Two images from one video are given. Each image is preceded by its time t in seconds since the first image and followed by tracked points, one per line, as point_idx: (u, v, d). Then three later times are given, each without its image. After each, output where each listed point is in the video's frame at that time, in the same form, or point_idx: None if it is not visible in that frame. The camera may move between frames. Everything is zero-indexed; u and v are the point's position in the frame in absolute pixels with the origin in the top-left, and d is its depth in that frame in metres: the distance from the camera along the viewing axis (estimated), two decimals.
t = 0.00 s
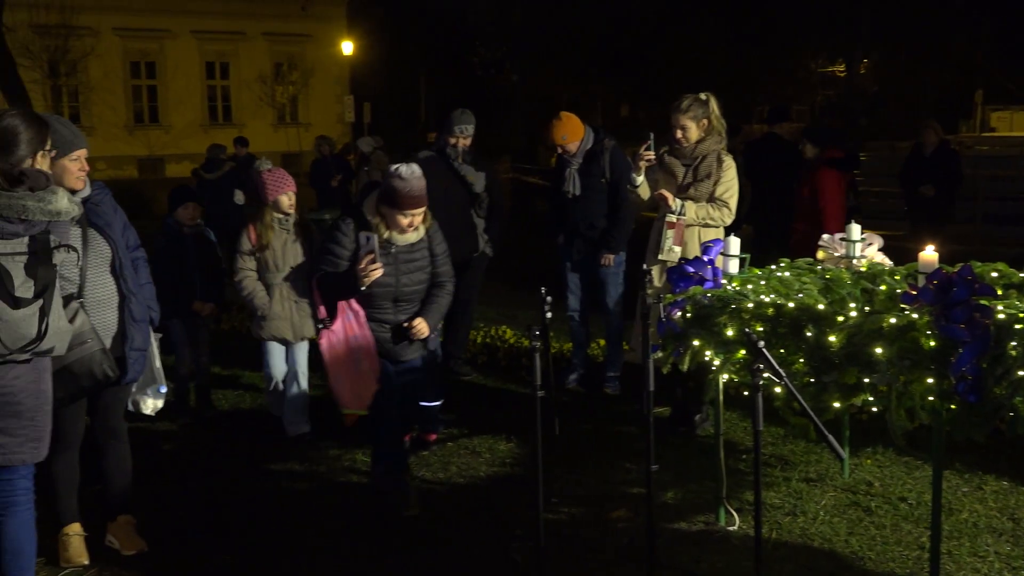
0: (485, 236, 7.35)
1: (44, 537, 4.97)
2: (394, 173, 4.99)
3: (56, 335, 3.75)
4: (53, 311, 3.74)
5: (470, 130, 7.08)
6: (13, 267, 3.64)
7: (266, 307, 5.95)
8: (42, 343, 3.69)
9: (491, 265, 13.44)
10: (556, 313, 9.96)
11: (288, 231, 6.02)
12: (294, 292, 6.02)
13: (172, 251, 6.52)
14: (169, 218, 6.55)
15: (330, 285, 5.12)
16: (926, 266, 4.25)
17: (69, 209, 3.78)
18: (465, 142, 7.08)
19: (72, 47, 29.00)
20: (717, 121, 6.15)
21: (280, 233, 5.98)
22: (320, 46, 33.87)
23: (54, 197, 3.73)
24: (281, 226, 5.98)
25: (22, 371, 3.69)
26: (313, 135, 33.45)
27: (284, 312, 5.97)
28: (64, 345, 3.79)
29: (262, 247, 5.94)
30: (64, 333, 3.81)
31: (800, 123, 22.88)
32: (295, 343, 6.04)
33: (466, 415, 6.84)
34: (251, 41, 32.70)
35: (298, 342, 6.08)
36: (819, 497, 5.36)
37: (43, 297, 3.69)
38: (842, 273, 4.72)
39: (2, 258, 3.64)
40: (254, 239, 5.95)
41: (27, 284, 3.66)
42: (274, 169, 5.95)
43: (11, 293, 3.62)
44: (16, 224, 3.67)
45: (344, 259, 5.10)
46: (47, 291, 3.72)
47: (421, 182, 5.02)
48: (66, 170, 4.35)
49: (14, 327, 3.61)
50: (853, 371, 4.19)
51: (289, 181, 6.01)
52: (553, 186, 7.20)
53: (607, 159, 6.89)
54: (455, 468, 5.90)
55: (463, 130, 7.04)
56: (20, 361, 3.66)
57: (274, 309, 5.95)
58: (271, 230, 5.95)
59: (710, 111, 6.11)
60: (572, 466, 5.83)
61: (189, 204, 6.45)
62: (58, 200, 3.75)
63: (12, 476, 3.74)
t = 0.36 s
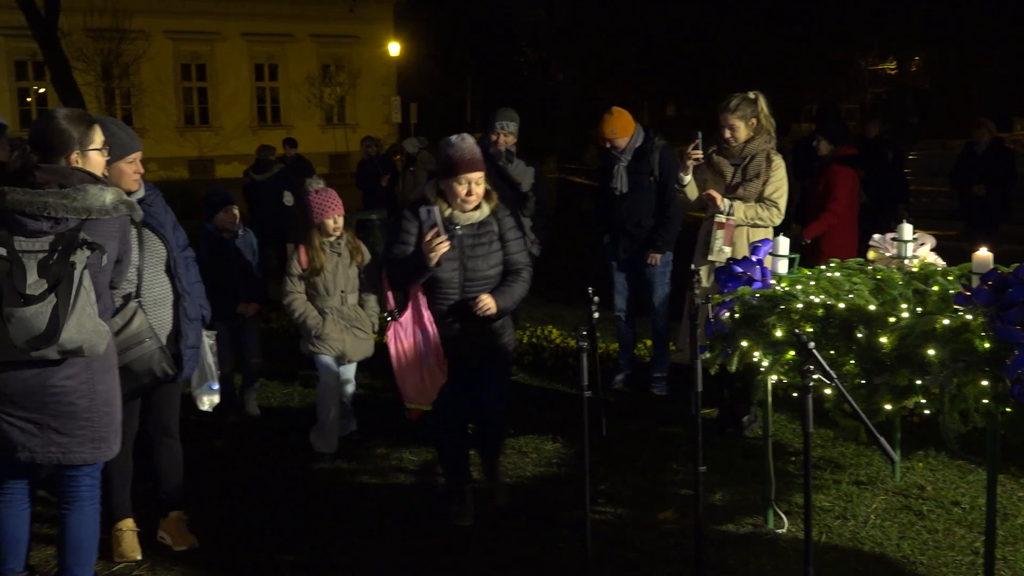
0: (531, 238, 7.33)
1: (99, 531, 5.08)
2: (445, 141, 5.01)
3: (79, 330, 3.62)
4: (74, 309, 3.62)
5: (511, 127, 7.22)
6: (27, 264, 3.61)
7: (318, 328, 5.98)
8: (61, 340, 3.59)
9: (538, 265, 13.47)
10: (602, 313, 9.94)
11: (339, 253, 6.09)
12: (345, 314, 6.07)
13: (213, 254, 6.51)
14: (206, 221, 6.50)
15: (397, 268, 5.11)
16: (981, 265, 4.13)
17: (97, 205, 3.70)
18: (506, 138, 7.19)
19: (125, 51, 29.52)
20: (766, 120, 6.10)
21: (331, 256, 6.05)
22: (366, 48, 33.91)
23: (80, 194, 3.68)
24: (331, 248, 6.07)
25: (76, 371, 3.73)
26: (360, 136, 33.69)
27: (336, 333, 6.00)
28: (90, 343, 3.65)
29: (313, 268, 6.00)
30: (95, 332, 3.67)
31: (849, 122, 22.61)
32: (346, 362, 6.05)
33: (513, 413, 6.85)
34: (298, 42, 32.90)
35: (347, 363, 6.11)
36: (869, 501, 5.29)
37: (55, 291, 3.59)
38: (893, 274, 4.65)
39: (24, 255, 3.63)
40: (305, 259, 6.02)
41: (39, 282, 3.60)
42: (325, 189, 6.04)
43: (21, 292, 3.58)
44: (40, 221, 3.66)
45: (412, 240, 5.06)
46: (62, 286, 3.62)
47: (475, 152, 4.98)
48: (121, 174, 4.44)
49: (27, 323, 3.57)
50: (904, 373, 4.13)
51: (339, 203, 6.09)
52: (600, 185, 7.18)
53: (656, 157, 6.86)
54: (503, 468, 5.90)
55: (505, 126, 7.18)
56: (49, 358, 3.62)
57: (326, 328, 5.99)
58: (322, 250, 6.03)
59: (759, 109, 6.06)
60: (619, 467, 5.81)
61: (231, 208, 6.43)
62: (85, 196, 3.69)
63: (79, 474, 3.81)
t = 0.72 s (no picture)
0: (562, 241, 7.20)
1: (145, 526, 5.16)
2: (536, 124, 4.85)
3: (108, 337, 3.65)
4: (104, 316, 3.65)
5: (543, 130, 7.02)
6: (59, 270, 3.68)
7: (350, 334, 6.03)
8: (89, 345, 3.63)
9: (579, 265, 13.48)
10: (643, 313, 9.91)
11: (375, 257, 6.10)
12: (379, 321, 6.07)
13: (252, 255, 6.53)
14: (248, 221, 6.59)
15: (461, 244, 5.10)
16: None
17: (133, 211, 3.74)
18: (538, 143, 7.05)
19: (170, 52, 29.95)
20: (809, 118, 6.08)
21: (367, 260, 6.08)
22: (407, 47, 34.04)
23: (114, 200, 3.71)
24: (368, 252, 6.09)
25: (119, 374, 3.78)
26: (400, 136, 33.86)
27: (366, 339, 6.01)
28: (121, 349, 3.67)
29: (347, 273, 6.05)
30: (128, 339, 3.69)
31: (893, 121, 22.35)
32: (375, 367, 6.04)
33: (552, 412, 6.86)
34: (340, 44, 33.05)
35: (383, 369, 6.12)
36: (913, 503, 5.23)
37: (83, 297, 3.64)
38: (938, 274, 4.59)
39: (60, 261, 3.70)
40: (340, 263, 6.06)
41: (68, 289, 3.66)
42: (367, 190, 6.06)
43: (50, 298, 3.65)
44: (76, 227, 3.73)
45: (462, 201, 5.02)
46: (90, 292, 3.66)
47: (550, 134, 4.74)
48: (166, 174, 4.50)
49: (56, 328, 3.64)
50: (950, 375, 4.09)
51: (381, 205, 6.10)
52: (643, 185, 7.16)
53: (699, 156, 6.87)
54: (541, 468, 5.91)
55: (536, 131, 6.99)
56: (82, 362, 3.68)
57: (358, 335, 6.02)
58: (358, 254, 6.07)
59: (802, 108, 6.05)
60: (660, 468, 5.78)
61: (270, 210, 6.44)
62: (120, 201, 3.73)
63: (130, 473, 3.87)
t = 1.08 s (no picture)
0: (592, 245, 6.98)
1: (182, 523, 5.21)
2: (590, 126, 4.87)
3: (159, 337, 3.69)
4: (154, 316, 3.68)
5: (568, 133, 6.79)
6: (110, 272, 3.71)
7: (409, 353, 5.82)
8: (140, 347, 3.67)
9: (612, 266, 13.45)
10: (677, 314, 9.87)
11: (435, 277, 5.86)
12: (439, 337, 5.84)
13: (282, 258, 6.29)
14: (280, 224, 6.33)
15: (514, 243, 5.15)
16: None
17: (179, 212, 3.79)
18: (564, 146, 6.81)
19: (206, 54, 30.23)
20: (847, 117, 6.07)
21: (427, 282, 5.86)
22: (441, 48, 34.15)
23: (161, 202, 3.76)
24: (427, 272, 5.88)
25: (164, 374, 3.82)
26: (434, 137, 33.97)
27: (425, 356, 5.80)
28: (172, 350, 3.70)
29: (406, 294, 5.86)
30: (176, 339, 3.72)
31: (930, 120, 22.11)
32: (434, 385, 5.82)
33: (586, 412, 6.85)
34: (373, 44, 33.16)
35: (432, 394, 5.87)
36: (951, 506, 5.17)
37: (134, 299, 3.69)
38: (977, 274, 4.52)
39: (110, 263, 3.74)
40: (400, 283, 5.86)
41: (120, 290, 3.70)
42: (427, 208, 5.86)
43: (103, 300, 3.68)
44: (124, 230, 3.77)
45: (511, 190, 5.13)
46: (142, 294, 3.70)
47: (598, 133, 4.72)
48: (202, 174, 4.54)
49: (107, 330, 3.67)
50: (990, 377, 4.04)
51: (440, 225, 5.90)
52: (678, 184, 7.13)
53: (735, 156, 6.80)
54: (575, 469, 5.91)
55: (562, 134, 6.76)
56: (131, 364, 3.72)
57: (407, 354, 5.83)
58: (417, 275, 5.85)
59: (839, 107, 6.03)
60: (695, 470, 5.73)
61: (305, 211, 6.21)
62: (166, 204, 3.77)
63: (171, 471, 3.91)
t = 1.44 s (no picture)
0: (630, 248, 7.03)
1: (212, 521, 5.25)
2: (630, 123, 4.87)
3: (197, 336, 3.73)
4: (194, 314, 3.74)
5: (584, 127, 7.05)
6: (153, 271, 3.73)
7: (441, 369, 5.78)
8: (180, 345, 3.71)
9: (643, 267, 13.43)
10: (708, 314, 9.84)
11: (466, 295, 5.81)
12: (471, 351, 5.79)
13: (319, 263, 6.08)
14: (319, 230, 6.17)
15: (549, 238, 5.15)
16: None
17: (216, 213, 3.83)
18: (579, 139, 7.02)
19: (237, 56, 30.50)
20: (879, 116, 6.04)
21: (459, 301, 5.80)
22: (469, 49, 34.21)
23: (200, 203, 3.80)
24: (458, 290, 5.80)
25: (193, 372, 3.87)
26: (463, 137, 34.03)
27: (454, 371, 5.77)
28: (208, 348, 3.75)
29: (435, 312, 5.81)
30: (212, 336, 3.78)
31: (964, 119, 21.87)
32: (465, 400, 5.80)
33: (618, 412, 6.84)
34: (403, 45, 33.28)
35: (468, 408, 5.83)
36: (986, 510, 5.11)
37: (178, 298, 3.73)
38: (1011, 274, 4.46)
39: (150, 262, 3.76)
40: (428, 301, 5.82)
41: (164, 289, 3.72)
42: (457, 224, 5.75)
43: (146, 298, 3.71)
44: (163, 228, 3.79)
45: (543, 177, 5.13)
46: (185, 293, 3.74)
47: (631, 130, 4.69)
48: (235, 175, 4.58)
49: (151, 328, 3.69)
50: None
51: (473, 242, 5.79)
52: (713, 184, 7.08)
53: (769, 155, 6.78)
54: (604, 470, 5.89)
55: (577, 127, 7.00)
56: (170, 362, 3.76)
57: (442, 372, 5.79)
58: (447, 294, 5.80)
59: (871, 106, 5.99)
60: (725, 471, 5.71)
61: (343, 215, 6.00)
62: (204, 204, 3.81)
63: (195, 466, 3.94)
